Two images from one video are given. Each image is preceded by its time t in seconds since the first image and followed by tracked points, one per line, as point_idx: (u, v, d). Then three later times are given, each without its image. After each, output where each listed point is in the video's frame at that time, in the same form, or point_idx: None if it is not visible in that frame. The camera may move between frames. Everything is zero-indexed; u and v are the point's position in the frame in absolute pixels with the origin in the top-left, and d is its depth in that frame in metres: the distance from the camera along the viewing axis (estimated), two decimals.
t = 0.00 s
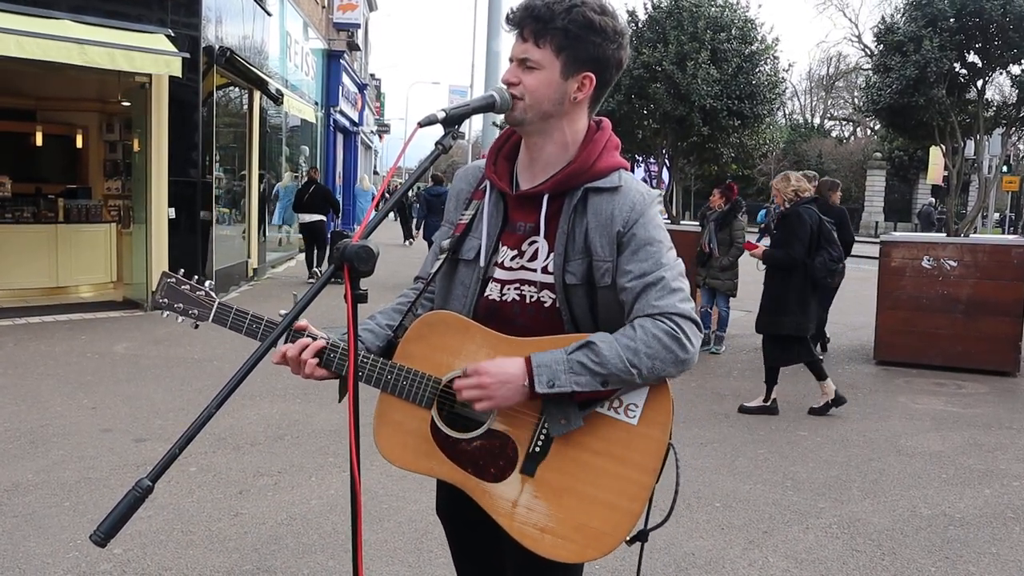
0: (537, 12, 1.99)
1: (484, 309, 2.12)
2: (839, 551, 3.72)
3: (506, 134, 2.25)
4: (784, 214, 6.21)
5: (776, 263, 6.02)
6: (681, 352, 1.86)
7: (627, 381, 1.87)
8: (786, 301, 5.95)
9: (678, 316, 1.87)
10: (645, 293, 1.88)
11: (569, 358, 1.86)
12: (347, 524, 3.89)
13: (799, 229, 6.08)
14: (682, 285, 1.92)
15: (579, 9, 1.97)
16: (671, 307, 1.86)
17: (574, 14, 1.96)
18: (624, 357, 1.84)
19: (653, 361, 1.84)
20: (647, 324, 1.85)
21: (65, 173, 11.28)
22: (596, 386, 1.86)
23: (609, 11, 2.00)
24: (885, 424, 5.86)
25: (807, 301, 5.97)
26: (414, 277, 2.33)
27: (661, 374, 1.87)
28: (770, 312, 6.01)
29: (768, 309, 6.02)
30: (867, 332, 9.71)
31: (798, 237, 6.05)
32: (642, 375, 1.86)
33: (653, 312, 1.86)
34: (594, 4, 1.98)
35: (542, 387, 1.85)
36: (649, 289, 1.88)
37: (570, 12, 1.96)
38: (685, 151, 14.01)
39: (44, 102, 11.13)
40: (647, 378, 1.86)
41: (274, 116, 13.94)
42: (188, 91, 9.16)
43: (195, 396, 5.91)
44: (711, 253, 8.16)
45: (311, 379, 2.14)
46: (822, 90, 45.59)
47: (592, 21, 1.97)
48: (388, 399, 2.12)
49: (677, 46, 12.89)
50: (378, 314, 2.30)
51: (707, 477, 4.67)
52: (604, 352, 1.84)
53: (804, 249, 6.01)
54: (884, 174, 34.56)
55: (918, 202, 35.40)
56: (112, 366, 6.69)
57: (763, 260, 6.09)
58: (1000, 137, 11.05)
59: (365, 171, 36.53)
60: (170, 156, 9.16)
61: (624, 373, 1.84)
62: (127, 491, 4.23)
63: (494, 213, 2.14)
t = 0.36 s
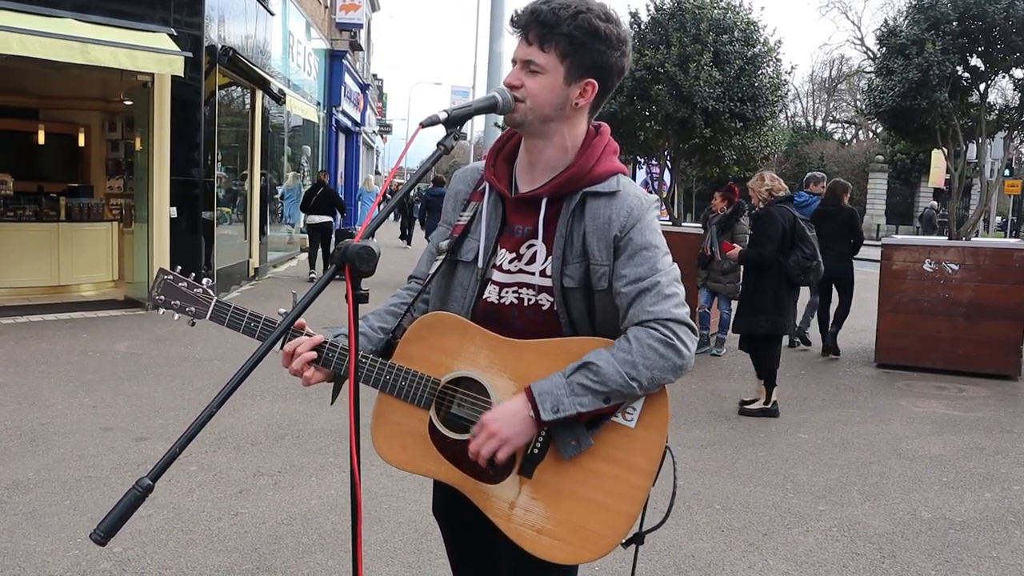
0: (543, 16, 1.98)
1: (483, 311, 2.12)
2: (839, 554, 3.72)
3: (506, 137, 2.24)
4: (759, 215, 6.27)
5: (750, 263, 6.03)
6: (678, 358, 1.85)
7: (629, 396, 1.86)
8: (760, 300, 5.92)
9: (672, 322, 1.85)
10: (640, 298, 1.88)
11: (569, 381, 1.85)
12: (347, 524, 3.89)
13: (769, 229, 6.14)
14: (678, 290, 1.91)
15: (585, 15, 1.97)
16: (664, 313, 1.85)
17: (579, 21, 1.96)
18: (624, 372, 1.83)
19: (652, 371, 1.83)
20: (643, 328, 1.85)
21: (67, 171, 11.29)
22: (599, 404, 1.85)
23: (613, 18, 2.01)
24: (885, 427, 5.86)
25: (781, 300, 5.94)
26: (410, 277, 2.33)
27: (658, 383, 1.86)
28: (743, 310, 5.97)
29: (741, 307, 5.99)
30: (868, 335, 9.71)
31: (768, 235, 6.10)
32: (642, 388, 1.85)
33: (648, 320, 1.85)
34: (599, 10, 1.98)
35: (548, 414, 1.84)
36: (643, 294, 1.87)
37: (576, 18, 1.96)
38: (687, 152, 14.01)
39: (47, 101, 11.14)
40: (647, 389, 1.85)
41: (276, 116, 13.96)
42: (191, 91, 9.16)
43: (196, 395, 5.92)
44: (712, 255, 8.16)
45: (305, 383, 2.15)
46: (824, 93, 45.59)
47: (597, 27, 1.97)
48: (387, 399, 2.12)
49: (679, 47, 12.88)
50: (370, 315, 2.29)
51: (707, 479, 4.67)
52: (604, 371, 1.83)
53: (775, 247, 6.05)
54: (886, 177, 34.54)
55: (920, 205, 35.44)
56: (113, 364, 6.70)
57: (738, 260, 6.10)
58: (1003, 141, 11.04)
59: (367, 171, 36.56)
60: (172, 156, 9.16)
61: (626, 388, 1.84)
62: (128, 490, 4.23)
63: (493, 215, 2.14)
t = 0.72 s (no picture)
0: (538, 18, 1.99)
1: (482, 311, 2.12)
2: (840, 553, 3.72)
3: (500, 138, 2.25)
4: (739, 215, 6.25)
5: (731, 263, 6.05)
6: (683, 353, 1.88)
7: (640, 396, 1.87)
8: (741, 300, 5.98)
9: (677, 316, 1.87)
10: (643, 293, 1.89)
11: (582, 390, 1.84)
12: (348, 526, 3.89)
13: (749, 228, 6.11)
14: (677, 285, 1.94)
15: (580, 18, 1.98)
16: (668, 307, 1.87)
17: (575, 22, 1.97)
18: (635, 373, 1.84)
19: (660, 368, 1.85)
20: (650, 326, 1.86)
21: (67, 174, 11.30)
22: (613, 409, 1.86)
23: (607, 19, 2.02)
24: (886, 426, 5.86)
25: (762, 300, 5.97)
26: (398, 277, 2.31)
27: (664, 378, 1.87)
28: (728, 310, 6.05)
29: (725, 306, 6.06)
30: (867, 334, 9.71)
31: (750, 235, 6.08)
32: (653, 386, 1.86)
33: (653, 315, 1.86)
34: (594, 12, 1.99)
35: (566, 426, 1.83)
36: (646, 289, 1.89)
37: (572, 20, 1.97)
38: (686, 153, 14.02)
39: (45, 105, 11.15)
40: (656, 386, 1.87)
41: (276, 118, 13.96)
42: (190, 93, 9.15)
43: (197, 398, 5.92)
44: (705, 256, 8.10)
45: (305, 389, 2.17)
46: (823, 92, 45.61)
47: (591, 30, 1.99)
48: (390, 404, 2.12)
49: (678, 48, 12.89)
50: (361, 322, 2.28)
51: (708, 479, 4.67)
52: (617, 375, 1.83)
53: (756, 247, 6.04)
54: (885, 176, 34.54)
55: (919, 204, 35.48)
56: (114, 367, 6.70)
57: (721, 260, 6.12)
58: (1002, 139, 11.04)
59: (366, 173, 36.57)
60: (171, 159, 9.15)
61: (638, 388, 1.85)
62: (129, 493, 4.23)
63: (490, 216, 2.14)
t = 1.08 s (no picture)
0: (544, 23, 1.99)
1: (478, 317, 2.12)
2: (842, 557, 3.71)
3: (496, 146, 2.25)
4: (729, 216, 6.24)
5: (718, 265, 6.05)
6: (678, 356, 1.88)
7: (635, 395, 1.88)
8: (726, 301, 6.00)
9: (677, 320, 1.89)
10: (642, 298, 1.90)
11: (578, 381, 1.86)
12: (349, 527, 3.89)
13: (739, 230, 6.11)
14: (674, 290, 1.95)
15: (584, 25, 2.00)
16: (668, 311, 1.88)
17: (580, 29, 1.99)
18: (631, 370, 1.85)
19: (656, 370, 1.86)
20: (648, 327, 1.87)
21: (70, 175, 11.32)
22: (607, 404, 1.87)
23: (608, 29, 2.05)
24: (888, 429, 5.85)
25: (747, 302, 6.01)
26: (389, 283, 2.30)
27: (662, 380, 1.89)
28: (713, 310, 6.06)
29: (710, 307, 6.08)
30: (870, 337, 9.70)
31: (739, 237, 6.09)
32: (648, 386, 1.87)
33: (652, 318, 1.88)
34: (596, 20, 2.02)
35: (558, 414, 1.84)
36: (646, 294, 1.90)
37: (577, 27, 1.99)
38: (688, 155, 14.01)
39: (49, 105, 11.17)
40: (651, 387, 1.87)
41: (278, 119, 13.97)
42: (193, 94, 9.16)
43: (199, 399, 5.92)
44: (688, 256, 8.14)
45: (299, 396, 2.14)
46: (826, 95, 45.60)
47: (595, 38, 2.01)
48: (389, 409, 2.12)
49: (680, 50, 12.90)
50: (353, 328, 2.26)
51: (709, 482, 4.66)
52: (612, 371, 1.84)
53: (744, 249, 6.04)
54: (888, 179, 34.51)
55: (921, 207, 35.46)
56: (116, 368, 6.71)
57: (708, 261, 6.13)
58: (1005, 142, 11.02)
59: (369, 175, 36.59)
60: (174, 159, 9.16)
61: (632, 386, 1.85)
62: (130, 494, 4.23)
63: (487, 221, 2.13)
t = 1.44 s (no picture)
0: (545, 24, 2.00)
1: (476, 318, 2.11)
2: (843, 557, 3.71)
3: (496, 149, 2.25)
4: (722, 217, 6.20)
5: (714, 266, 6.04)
6: (699, 346, 1.89)
7: (655, 381, 1.88)
8: (723, 301, 6.02)
9: (694, 310, 1.90)
10: (659, 293, 1.92)
11: (598, 357, 1.86)
12: (350, 529, 3.89)
13: (732, 230, 6.08)
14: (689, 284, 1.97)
15: (585, 28, 2.01)
16: (685, 301, 1.90)
17: (581, 31, 2.00)
18: (651, 354, 1.85)
19: (676, 355, 1.86)
20: (670, 315, 1.88)
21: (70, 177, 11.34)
22: (625, 384, 1.86)
23: (607, 33, 2.06)
24: (888, 430, 5.84)
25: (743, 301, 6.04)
26: (390, 286, 2.30)
27: (681, 371, 1.89)
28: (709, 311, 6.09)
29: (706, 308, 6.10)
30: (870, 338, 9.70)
31: (732, 238, 6.07)
32: (666, 372, 1.87)
33: (672, 309, 1.90)
34: (596, 24, 2.03)
35: (575, 387, 1.84)
36: (662, 287, 1.92)
37: (577, 29, 2.00)
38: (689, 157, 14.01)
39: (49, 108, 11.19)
40: (670, 374, 1.88)
41: (279, 122, 13.98)
42: (193, 97, 9.16)
43: (200, 401, 5.93)
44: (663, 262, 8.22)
45: (298, 397, 2.14)
46: (826, 96, 45.61)
47: (595, 40, 2.02)
48: (384, 410, 2.11)
49: (681, 52, 12.92)
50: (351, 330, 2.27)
51: (710, 482, 4.66)
52: (632, 350, 1.84)
53: (739, 250, 6.04)
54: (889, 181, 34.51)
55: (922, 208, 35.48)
56: (117, 370, 6.71)
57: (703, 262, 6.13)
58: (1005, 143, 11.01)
59: (370, 177, 36.61)
60: (175, 162, 9.17)
61: (652, 369, 1.85)
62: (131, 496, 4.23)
63: (487, 223, 2.14)
